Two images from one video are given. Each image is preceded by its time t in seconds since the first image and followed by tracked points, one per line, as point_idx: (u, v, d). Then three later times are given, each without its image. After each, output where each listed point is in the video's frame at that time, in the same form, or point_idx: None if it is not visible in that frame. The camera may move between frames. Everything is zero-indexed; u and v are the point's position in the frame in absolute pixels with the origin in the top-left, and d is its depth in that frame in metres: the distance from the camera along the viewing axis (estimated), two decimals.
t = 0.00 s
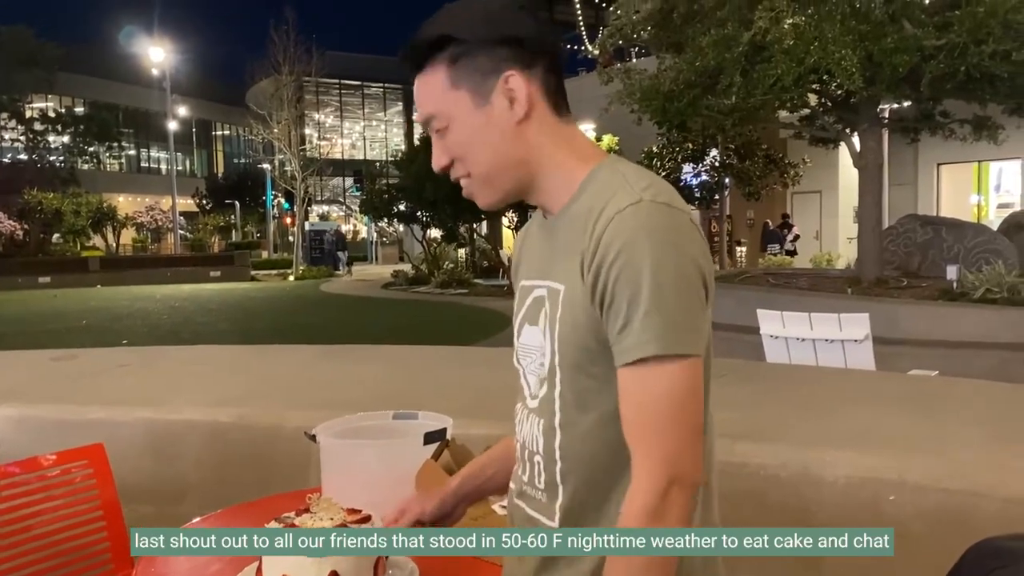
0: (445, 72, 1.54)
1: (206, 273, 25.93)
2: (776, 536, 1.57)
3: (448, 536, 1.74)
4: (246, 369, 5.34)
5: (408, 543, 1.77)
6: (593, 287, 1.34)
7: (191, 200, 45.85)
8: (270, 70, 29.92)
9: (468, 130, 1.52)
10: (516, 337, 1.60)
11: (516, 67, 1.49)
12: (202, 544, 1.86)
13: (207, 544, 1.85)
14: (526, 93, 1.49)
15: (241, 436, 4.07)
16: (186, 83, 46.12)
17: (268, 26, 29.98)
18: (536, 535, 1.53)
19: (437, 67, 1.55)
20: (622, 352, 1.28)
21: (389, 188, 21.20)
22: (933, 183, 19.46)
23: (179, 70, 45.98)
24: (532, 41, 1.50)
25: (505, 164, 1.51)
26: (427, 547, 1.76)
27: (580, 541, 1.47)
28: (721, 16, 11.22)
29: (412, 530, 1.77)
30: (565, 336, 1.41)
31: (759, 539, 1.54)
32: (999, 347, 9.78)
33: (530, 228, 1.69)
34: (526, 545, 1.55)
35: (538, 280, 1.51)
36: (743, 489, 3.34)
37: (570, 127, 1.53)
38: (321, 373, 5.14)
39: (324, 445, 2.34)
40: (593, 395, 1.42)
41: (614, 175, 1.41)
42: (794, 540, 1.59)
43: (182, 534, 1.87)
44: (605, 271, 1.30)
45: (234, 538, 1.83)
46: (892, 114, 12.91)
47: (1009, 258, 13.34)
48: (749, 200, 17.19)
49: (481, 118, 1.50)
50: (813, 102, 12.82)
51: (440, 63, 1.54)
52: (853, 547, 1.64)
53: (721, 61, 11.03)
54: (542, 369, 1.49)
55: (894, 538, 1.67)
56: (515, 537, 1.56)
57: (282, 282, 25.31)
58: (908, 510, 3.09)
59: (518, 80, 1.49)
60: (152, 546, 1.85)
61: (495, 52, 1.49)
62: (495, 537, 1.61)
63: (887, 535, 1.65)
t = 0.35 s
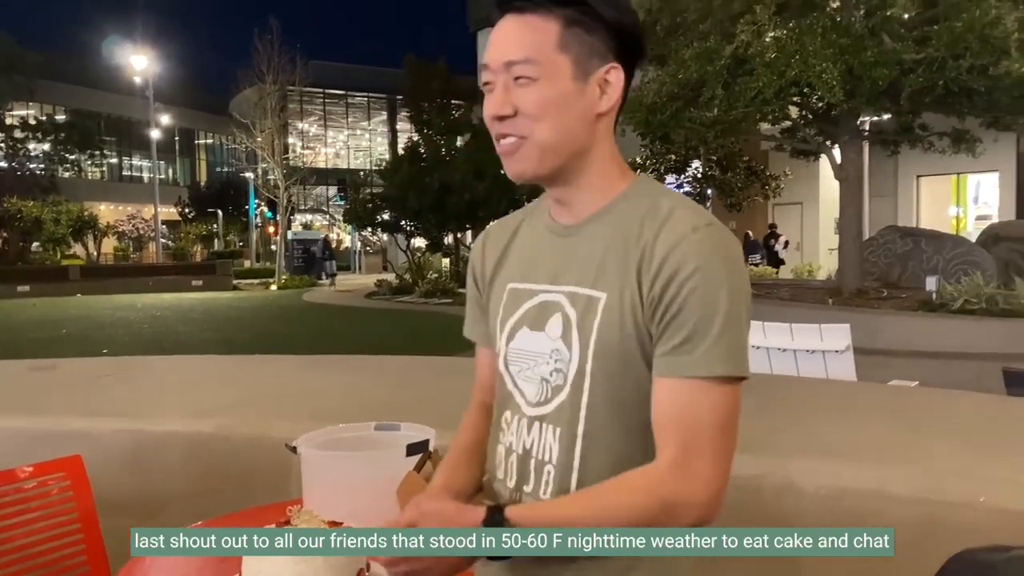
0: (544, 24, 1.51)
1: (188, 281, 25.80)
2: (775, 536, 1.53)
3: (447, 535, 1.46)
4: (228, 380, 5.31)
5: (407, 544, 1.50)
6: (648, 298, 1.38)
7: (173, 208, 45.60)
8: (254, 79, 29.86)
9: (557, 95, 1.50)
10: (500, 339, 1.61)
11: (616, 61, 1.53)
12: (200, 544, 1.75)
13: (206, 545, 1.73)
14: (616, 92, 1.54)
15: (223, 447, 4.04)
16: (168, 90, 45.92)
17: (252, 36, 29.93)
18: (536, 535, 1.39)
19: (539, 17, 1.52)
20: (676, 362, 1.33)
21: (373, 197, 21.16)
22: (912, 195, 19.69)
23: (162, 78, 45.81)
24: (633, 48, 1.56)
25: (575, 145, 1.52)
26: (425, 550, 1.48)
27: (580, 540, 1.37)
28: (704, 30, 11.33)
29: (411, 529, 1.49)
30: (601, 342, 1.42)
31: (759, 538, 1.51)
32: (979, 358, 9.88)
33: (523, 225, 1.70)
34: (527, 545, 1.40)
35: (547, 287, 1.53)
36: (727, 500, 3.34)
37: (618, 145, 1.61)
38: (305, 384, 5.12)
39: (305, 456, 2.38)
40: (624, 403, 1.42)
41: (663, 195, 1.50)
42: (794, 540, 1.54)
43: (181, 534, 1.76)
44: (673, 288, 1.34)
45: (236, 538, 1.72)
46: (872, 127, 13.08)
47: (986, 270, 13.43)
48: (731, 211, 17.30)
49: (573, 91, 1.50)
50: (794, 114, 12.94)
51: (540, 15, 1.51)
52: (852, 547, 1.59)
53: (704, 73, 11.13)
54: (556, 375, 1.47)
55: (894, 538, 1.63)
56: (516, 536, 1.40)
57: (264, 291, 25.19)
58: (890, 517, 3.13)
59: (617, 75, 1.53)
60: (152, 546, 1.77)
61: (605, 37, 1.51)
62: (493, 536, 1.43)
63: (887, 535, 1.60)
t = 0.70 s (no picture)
0: (570, 37, 1.62)
1: (166, 297, 25.57)
2: (776, 536, 1.42)
3: (447, 536, 1.77)
4: (210, 398, 5.26)
5: (409, 543, 1.85)
6: (683, 319, 1.41)
7: (151, 223, 45.25)
8: (236, 94, 29.77)
9: (580, 105, 1.59)
10: (503, 360, 1.64)
11: (638, 83, 1.63)
12: (201, 543, 1.88)
13: (206, 544, 1.88)
14: (635, 114, 1.63)
15: (205, 469, 4.00)
16: (148, 104, 45.71)
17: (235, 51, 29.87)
18: (536, 534, 1.53)
19: (570, 30, 1.63)
20: (719, 388, 1.37)
21: (354, 214, 21.12)
22: (889, 219, 19.93)
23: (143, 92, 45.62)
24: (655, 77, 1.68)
25: (590, 157, 1.60)
26: (427, 548, 1.82)
27: (580, 541, 1.48)
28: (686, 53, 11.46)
29: (412, 532, 1.85)
30: (619, 369, 1.45)
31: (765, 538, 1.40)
32: (957, 381, 9.98)
33: (524, 241, 1.74)
34: (527, 544, 1.54)
35: (554, 306, 1.57)
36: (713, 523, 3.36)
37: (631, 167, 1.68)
38: (286, 403, 5.09)
39: (287, 477, 2.33)
40: (640, 427, 1.46)
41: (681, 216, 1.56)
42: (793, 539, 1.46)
43: (181, 534, 1.88)
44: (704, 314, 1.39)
45: (235, 538, 1.89)
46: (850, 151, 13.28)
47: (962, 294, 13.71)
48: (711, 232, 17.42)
49: (596, 104, 1.60)
50: (775, 137, 13.10)
51: (567, 28, 1.63)
52: (852, 546, 1.57)
53: (685, 95, 11.24)
54: (562, 397, 1.51)
55: (893, 537, 1.58)
56: (516, 536, 1.55)
57: (243, 307, 25.00)
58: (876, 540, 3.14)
59: (638, 95, 1.62)
60: (151, 547, 1.90)
61: (628, 59, 1.62)
62: (495, 537, 1.60)
63: (887, 534, 1.55)
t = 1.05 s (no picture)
0: (587, 76, 1.62)
1: (163, 314, 25.52)
2: (777, 534, 1.37)
3: (445, 536, 1.76)
4: (213, 417, 5.25)
5: (409, 543, 1.85)
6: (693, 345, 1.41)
7: (149, 240, 45.22)
8: (237, 113, 29.84)
9: (600, 146, 1.61)
10: (516, 385, 1.64)
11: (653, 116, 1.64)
12: (201, 544, 1.84)
13: (205, 545, 1.83)
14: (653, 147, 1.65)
15: (207, 489, 3.97)
16: (149, 122, 45.81)
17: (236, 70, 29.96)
18: (536, 535, 1.52)
19: (585, 72, 1.62)
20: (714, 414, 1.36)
21: (353, 233, 21.12)
22: (888, 242, 19.98)
23: (144, 110, 45.78)
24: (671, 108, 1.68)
25: (612, 193, 1.62)
26: (427, 548, 1.80)
27: (581, 541, 1.47)
28: (685, 75, 11.53)
29: (412, 531, 1.85)
30: (632, 391, 1.44)
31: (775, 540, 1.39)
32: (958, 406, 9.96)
33: (542, 269, 1.75)
34: (526, 544, 1.54)
35: (567, 332, 1.57)
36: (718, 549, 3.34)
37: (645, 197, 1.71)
38: (285, 423, 5.07)
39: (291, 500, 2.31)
40: (649, 449, 1.44)
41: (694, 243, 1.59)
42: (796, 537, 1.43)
43: (181, 534, 1.85)
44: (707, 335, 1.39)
45: (235, 538, 1.84)
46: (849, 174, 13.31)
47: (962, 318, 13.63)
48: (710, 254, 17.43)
49: (616, 143, 1.61)
50: (774, 160, 13.15)
51: (583, 67, 1.62)
52: (852, 546, 1.58)
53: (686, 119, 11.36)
54: (571, 420, 1.51)
55: (893, 536, 1.62)
56: (516, 537, 1.55)
57: (240, 325, 24.95)
58: (879, 567, 3.13)
59: (656, 129, 1.64)
60: (151, 547, 1.86)
61: (646, 96, 1.63)
62: (494, 537, 1.60)
63: (887, 533, 1.59)
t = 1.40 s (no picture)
0: (565, 92, 1.59)
1: (186, 321, 25.73)
2: (778, 535, 1.37)
3: (447, 535, 1.66)
4: (237, 422, 5.31)
5: (409, 543, 1.75)
6: (698, 358, 1.40)
7: (172, 248, 45.65)
8: (258, 121, 30.12)
9: (585, 156, 1.56)
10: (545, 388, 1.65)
11: (642, 115, 1.56)
12: (201, 543, 1.81)
13: (206, 544, 1.79)
14: (647, 145, 1.57)
15: (232, 492, 4.03)
16: (172, 131, 46.32)
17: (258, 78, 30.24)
18: (538, 534, 1.52)
19: (567, 83, 1.59)
20: (719, 430, 1.35)
21: (374, 239, 21.24)
22: (911, 245, 19.82)
23: (167, 119, 46.31)
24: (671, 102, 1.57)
25: (609, 201, 1.57)
26: (427, 548, 1.71)
27: (580, 541, 1.42)
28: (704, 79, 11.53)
29: (413, 532, 1.75)
30: (647, 399, 1.44)
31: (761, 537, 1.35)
32: (984, 410, 9.84)
33: (576, 278, 1.74)
34: (528, 544, 1.54)
35: (594, 339, 1.56)
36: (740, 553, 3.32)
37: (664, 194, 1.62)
38: (310, 429, 5.12)
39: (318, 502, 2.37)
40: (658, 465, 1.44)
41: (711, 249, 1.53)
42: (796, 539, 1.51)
43: (182, 533, 1.82)
44: (717, 350, 1.38)
45: (235, 538, 1.77)
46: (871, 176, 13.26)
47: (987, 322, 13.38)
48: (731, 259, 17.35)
49: (602, 150, 1.55)
50: (795, 163, 13.13)
51: (564, 83, 1.59)
52: (852, 547, 1.63)
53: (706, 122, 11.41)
54: (595, 427, 1.51)
55: (893, 537, 1.69)
56: (518, 537, 1.55)
57: (263, 332, 25.13)
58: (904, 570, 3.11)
59: (644, 127, 1.55)
60: (153, 547, 1.85)
61: (630, 96, 1.55)
62: (496, 538, 1.59)
63: (887, 535, 1.66)
